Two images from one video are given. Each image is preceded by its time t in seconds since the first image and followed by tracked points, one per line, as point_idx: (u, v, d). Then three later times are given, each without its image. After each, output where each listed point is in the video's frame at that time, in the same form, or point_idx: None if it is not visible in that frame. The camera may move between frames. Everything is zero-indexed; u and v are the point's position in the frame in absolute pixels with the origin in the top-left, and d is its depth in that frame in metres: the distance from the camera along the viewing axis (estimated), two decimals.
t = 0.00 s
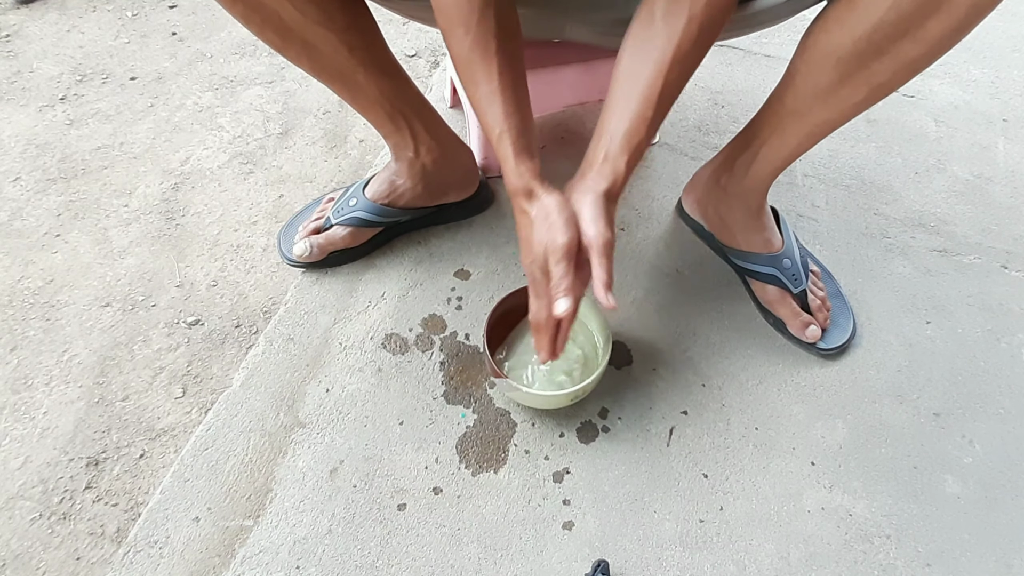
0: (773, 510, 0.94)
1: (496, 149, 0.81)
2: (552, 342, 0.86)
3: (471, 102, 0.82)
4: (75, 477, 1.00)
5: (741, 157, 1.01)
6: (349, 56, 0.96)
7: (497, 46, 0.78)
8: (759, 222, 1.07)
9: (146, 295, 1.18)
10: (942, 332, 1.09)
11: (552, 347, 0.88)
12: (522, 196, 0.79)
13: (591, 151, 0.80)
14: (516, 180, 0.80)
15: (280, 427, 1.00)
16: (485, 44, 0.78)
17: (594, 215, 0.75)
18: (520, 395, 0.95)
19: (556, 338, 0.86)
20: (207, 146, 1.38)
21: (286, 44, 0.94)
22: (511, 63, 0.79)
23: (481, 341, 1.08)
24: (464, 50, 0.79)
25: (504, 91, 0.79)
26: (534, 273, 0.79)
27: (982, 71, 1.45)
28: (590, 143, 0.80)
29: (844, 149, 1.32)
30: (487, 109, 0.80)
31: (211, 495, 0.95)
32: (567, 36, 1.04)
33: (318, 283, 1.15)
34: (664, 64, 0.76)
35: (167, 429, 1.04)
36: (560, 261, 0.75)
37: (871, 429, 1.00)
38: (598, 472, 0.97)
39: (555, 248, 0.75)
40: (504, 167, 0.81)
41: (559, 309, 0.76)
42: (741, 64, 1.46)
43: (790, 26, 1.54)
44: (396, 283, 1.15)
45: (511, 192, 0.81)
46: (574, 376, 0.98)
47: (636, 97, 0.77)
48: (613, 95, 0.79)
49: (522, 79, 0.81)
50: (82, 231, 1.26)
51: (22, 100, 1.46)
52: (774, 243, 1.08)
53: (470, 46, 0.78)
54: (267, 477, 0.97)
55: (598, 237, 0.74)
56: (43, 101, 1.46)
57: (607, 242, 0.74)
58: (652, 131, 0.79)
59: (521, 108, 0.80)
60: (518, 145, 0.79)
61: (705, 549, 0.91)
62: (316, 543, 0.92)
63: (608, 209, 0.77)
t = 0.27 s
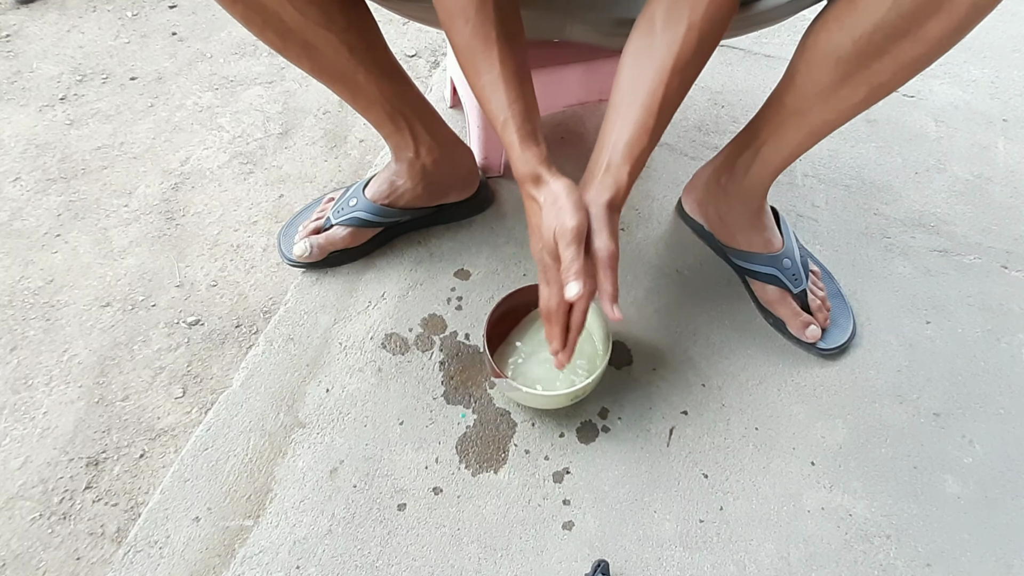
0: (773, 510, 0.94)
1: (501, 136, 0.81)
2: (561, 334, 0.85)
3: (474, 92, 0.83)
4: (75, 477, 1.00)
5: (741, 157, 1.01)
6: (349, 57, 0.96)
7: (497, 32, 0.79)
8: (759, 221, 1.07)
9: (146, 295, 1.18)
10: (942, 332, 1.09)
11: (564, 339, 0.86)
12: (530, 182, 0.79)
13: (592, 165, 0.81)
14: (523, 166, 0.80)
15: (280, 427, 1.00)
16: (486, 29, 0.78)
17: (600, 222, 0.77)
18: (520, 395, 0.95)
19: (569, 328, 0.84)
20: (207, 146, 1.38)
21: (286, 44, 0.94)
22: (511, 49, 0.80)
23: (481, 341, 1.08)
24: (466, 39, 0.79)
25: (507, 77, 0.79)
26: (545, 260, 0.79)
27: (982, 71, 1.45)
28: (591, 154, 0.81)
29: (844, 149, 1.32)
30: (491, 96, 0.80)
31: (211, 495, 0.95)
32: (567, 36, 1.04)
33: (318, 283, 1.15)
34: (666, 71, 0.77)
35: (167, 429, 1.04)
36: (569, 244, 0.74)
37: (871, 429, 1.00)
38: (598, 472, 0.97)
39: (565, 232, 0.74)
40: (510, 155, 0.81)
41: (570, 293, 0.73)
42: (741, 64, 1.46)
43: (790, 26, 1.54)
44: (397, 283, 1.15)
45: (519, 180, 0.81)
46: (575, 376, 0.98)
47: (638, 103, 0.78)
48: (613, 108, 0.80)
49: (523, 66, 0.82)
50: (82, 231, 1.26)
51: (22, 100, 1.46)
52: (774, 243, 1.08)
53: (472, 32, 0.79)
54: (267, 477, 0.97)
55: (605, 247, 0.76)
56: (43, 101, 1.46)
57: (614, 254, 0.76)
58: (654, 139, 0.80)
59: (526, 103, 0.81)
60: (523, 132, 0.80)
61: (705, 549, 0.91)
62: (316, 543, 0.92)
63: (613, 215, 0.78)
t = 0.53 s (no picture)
0: (773, 510, 0.94)
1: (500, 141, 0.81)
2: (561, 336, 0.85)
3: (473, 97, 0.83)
4: (75, 477, 1.00)
5: (741, 157, 1.01)
6: (349, 57, 0.96)
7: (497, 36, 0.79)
8: (759, 221, 1.07)
9: (146, 295, 1.18)
10: (942, 332, 1.09)
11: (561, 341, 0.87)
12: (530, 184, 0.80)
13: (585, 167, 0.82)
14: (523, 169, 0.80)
15: (280, 427, 1.00)
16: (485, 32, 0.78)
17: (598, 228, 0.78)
18: (520, 395, 0.96)
19: (568, 329, 0.85)
20: (207, 146, 1.38)
21: (285, 45, 0.94)
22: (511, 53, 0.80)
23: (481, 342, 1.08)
24: (466, 44, 0.79)
25: (507, 81, 0.79)
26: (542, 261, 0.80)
27: (982, 71, 1.45)
28: (588, 151, 0.82)
29: (844, 149, 1.32)
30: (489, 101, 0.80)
31: (211, 495, 0.95)
32: (567, 36, 1.04)
33: (318, 283, 1.15)
34: (665, 69, 0.77)
35: (167, 429, 1.04)
36: (567, 246, 0.74)
37: (871, 429, 1.00)
38: (598, 472, 0.97)
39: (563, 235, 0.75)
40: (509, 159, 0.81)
41: (569, 294, 0.75)
42: (741, 64, 1.46)
43: (790, 26, 1.54)
44: (396, 283, 1.15)
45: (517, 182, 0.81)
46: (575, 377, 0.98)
47: (634, 102, 0.78)
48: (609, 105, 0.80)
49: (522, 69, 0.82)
50: (82, 231, 1.26)
51: (22, 100, 1.46)
52: (774, 243, 1.08)
53: (471, 37, 0.79)
54: (267, 477, 0.97)
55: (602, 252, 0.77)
56: (43, 101, 1.46)
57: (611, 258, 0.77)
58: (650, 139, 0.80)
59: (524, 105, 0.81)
60: (523, 135, 0.80)
61: (705, 549, 0.91)
62: (316, 543, 0.92)
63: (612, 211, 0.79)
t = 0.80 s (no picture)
0: (773, 510, 0.94)
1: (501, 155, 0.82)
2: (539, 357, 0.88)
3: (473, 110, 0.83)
4: (75, 477, 1.00)
5: (740, 157, 1.01)
6: (349, 57, 0.96)
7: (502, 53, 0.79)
8: (759, 221, 1.07)
9: (146, 295, 1.18)
10: (942, 332, 1.09)
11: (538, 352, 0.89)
12: (531, 200, 0.80)
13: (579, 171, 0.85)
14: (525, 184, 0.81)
15: (280, 427, 1.00)
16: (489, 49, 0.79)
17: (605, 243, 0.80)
18: (520, 395, 0.96)
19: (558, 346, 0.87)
20: (207, 146, 1.38)
21: (285, 44, 0.94)
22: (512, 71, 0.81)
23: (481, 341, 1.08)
24: (468, 63, 0.80)
25: (509, 96, 0.80)
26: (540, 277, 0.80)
27: (982, 71, 1.45)
28: (581, 160, 0.85)
29: (844, 149, 1.32)
30: (491, 116, 0.81)
31: (211, 495, 0.95)
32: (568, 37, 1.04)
33: (318, 283, 1.15)
34: (655, 77, 0.80)
35: (167, 429, 1.04)
36: (572, 259, 0.75)
37: (870, 429, 1.00)
38: (598, 472, 0.97)
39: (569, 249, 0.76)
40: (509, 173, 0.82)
41: (575, 306, 0.74)
42: (741, 64, 1.46)
43: (790, 27, 1.54)
44: (396, 283, 1.15)
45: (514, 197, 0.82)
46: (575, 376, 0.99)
47: (625, 108, 0.82)
48: (604, 101, 0.83)
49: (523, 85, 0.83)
50: (82, 231, 1.26)
51: (22, 100, 1.46)
52: (774, 243, 1.08)
53: (475, 56, 0.79)
54: (267, 477, 0.97)
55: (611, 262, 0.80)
56: (43, 101, 1.46)
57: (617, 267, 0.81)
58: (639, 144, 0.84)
59: (523, 110, 0.81)
60: (527, 150, 0.81)
61: (705, 549, 0.91)
62: (316, 543, 0.92)
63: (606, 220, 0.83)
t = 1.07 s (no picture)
0: (773, 510, 0.94)
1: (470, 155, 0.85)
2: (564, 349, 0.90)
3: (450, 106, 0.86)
4: (75, 477, 1.00)
5: (740, 157, 1.01)
6: (349, 57, 0.96)
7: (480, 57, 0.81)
8: (759, 221, 1.06)
9: (146, 295, 1.18)
10: (942, 332, 1.09)
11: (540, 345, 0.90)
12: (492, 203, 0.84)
13: (591, 184, 0.86)
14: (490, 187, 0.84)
15: (280, 427, 1.00)
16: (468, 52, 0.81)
17: (614, 266, 0.83)
18: (520, 395, 0.96)
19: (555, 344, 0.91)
20: (207, 146, 1.38)
21: (286, 44, 0.94)
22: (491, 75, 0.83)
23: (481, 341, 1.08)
24: (447, 62, 0.82)
25: (483, 102, 0.82)
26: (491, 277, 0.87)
27: (982, 71, 1.45)
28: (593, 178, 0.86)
29: (844, 149, 1.32)
30: (465, 118, 0.83)
31: (211, 495, 0.95)
32: (568, 37, 1.04)
33: (318, 283, 1.15)
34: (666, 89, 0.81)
35: (167, 429, 1.04)
36: (507, 273, 0.80)
37: (870, 429, 1.00)
38: (598, 472, 0.97)
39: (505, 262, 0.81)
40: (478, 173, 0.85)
41: (501, 323, 0.83)
42: (741, 64, 1.46)
43: (789, 27, 1.54)
44: (396, 283, 1.15)
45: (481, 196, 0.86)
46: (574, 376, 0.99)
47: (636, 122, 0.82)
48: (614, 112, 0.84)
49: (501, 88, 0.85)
50: (82, 231, 1.26)
51: (22, 100, 1.46)
52: (774, 243, 1.07)
53: (453, 57, 0.81)
54: (267, 477, 0.97)
55: (619, 282, 0.83)
56: (43, 101, 1.46)
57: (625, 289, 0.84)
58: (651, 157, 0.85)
59: (496, 115, 0.84)
60: (494, 155, 0.84)
61: (705, 549, 0.91)
62: (316, 543, 0.92)
63: (620, 240, 0.85)
